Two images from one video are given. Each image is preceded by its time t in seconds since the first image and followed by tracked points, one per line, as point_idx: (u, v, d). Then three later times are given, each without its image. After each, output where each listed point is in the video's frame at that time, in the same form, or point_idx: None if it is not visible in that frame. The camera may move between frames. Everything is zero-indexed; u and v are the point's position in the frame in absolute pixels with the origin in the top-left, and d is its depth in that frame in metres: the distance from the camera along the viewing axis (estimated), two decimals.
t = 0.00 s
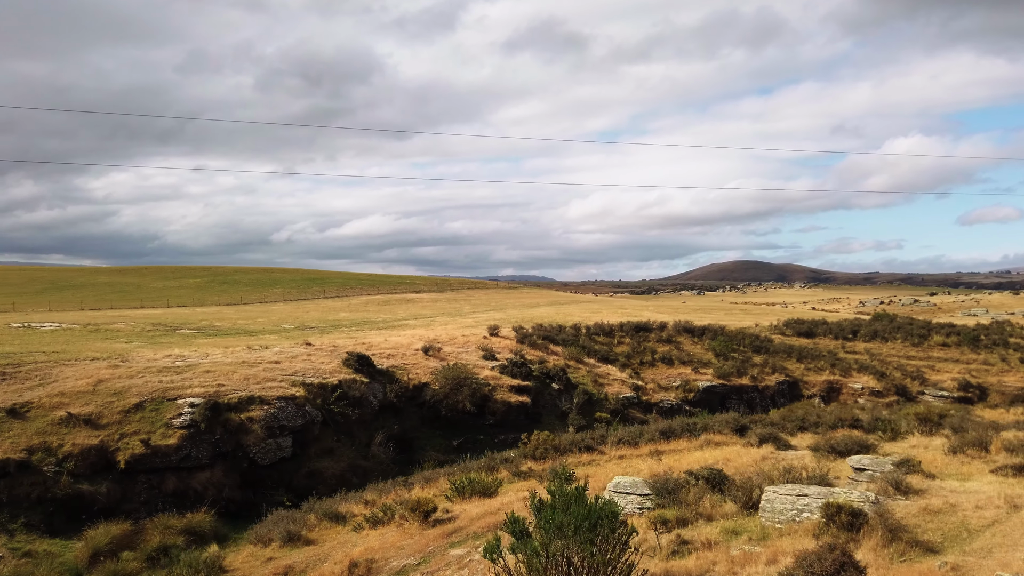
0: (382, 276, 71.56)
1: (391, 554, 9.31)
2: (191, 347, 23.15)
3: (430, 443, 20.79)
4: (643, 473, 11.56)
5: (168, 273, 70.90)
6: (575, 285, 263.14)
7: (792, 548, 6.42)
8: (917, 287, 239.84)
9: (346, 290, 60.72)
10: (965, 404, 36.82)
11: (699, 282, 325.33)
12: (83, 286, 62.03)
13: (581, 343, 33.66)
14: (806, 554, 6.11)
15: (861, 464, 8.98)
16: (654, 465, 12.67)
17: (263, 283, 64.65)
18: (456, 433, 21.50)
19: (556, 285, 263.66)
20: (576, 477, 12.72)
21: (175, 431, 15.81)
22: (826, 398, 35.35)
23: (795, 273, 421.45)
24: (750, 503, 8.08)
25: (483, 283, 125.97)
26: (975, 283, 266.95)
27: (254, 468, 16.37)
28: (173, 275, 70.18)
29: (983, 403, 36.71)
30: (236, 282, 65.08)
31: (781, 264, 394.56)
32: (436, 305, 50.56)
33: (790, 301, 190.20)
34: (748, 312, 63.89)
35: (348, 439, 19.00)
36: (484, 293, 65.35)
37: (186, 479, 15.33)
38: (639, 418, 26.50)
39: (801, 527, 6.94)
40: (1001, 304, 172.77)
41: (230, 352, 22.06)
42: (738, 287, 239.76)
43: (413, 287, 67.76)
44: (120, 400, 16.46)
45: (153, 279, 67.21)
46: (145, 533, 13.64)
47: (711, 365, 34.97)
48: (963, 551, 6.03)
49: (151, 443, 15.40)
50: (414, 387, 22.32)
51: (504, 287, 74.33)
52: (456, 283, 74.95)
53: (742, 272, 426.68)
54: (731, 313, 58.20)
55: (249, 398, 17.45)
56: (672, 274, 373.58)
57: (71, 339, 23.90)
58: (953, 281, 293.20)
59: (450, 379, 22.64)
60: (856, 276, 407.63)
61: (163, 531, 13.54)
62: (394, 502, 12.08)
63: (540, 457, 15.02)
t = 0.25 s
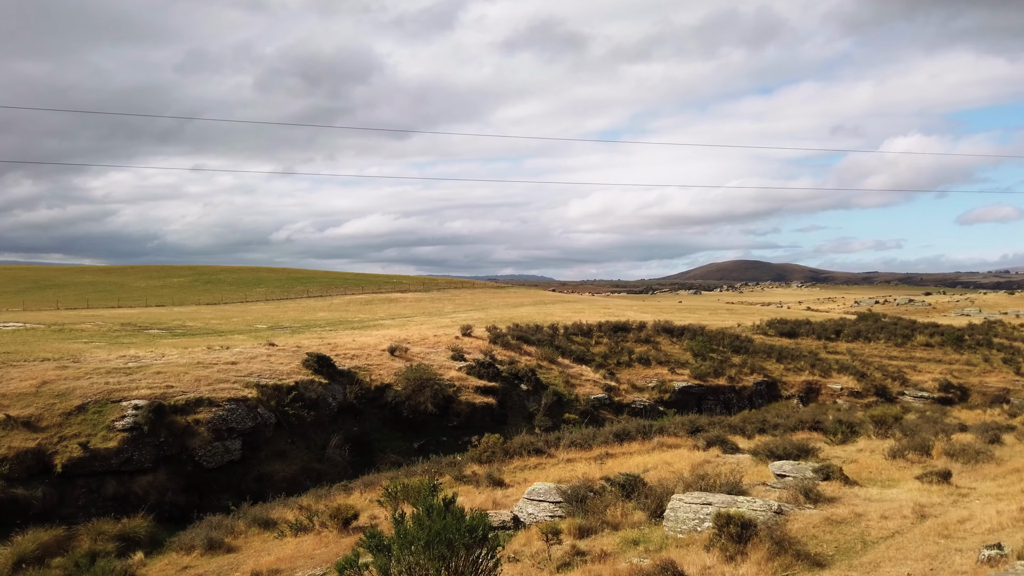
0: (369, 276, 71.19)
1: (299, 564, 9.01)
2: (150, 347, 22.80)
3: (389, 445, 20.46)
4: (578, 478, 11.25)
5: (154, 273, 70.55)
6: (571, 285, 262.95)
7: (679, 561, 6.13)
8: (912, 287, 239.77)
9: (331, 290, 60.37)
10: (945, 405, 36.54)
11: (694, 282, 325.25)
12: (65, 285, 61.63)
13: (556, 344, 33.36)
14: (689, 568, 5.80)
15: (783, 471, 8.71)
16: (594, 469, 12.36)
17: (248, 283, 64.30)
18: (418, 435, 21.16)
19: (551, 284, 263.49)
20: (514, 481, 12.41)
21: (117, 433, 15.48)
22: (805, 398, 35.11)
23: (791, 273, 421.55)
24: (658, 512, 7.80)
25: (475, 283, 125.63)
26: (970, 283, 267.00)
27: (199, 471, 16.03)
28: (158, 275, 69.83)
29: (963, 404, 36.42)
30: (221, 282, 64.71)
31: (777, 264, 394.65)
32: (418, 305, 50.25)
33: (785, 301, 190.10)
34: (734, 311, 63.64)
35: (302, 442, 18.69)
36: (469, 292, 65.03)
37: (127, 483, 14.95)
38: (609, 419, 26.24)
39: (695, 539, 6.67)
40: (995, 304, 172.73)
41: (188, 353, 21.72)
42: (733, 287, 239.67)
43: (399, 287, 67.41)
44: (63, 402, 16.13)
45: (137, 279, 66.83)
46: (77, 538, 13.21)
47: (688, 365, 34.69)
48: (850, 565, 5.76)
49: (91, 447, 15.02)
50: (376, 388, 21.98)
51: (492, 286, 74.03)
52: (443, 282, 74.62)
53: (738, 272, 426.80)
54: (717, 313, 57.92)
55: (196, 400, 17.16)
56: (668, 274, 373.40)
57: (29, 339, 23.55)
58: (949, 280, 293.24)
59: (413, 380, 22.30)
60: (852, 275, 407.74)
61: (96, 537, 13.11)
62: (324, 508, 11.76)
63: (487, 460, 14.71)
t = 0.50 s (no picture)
0: (354, 274, 70.85)
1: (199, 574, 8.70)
2: (106, 346, 22.46)
3: (346, 447, 20.14)
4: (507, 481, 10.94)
5: (138, 272, 70.11)
6: (565, 283, 262.86)
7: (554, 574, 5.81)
8: (906, 286, 240.13)
9: (314, 289, 60.02)
10: (923, 405, 36.35)
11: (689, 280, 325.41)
12: (46, 283, 61.25)
13: (530, 343, 33.10)
14: None
15: (697, 477, 8.44)
16: (529, 472, 12.08)
17: (231, 281, 63.95)
18: (376, 436, 20.84)
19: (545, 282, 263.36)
20: (448, 485, 12.12)
21: (54, 434, 15.09)
22: (781, 398, 34.93)
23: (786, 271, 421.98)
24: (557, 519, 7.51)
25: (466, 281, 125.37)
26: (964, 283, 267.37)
27: (140, 473, 15.68)
28: (142, 274, 69.44)
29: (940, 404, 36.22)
30: (204, 280, 64.35)
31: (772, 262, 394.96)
32: (399, 303, 49.99)
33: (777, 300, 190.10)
34: (720, 310, 63.48)
35: (253, 443, 18.36)
36: (454, 291, 64.79)
37: (64, 486, 14.53)
38: (578, 420, 26.09)
39: (578, 549, 6.38)
40: (987, 303, 172.90)
41: (143, 352, 21.38)
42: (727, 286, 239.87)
43: (384, 285, 67.09)
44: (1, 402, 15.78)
45: (119, 277, 66.43)
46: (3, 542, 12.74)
47: (664, 364, 34.46)
48: None
49: (25, 447, 14.58)
50: (335, 388, 21.67)
51: (478, 284, 73.77)
52: (429, 280, 74.35)
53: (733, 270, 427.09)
54: (701, 311, 57.68)
55: (140, 401, 16.86)
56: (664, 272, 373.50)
57: None
58: (943, 279, 293.57)
59: (373, 379, 21.98)
60: (847, 274, 408.17)
61: (21, 541, 12.64)
62: (249, 513, 11.44)
63: (429, 462, 14.41)
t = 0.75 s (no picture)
0: (339, 273, 70.45)
1: None
2: (61, 345, 22.12)
3: (301, 448, 19.81)
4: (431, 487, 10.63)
5: (121, 271, 69.65)
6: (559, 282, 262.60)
7: None
8: (900, 285, 240.38)
9: (296, 287, 59.64)
10: (901, 405, 36.11)
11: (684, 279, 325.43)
12: (26, 281, 60.75)
13: (503, 343, 32.81)
14: None
15: (606, 484, 8.18)
16: (461, 476, 11.79)
17: (213, 279, 63.50)
18: (333, 437, 20.51)
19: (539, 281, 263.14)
20: (377, 489, 11.81)
21: None
22: (758, 398, 34.72)
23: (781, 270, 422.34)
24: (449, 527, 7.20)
25: (457, 280, 125.12)
26: (957, 282, 267.75)
27: (78, 476, 15.31)
28: (126, 272, 68.98)
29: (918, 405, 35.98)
30: (186, 279, 63.91)
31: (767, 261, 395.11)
32: (379, 302, 49.65)
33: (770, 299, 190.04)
34: (704, 309, 63.25)
35: (202, 445, 18.04)
36: (438, 289, 64.45)
37: None
38: (545, 420, 25.77)
39: (450, 564, 6.09)
40: (979, 303, 173.04)
41: (96, 351, 21.03)
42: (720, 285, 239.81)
43: (368, 283, 66.72)
44: None
45: (101, 276, 65.94)
46: None
47: (639, 364, 34.20)
48: None
49: None
50: (293, 389, 21.34)
51: (464, 283, 73.43)
52: (415, 278, 74.01)
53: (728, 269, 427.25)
54: (685, 311, 57.40)
55: (82, 402, 16.56)
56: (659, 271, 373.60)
57: None
58: (936, 279, 293.93)
59: (331, 380, 21.65)
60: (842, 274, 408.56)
61: None
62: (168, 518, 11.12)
63: (370, 464, 14.11)
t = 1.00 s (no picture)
0: (324, 274, 70.14)
1: None
2: (14, 349, 21.78)
3: (255, 453, 19.46)
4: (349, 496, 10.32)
5: (104, 272, 69.26)
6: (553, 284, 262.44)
7: None
8: (893, 287, 240.67)
9: (278, 289, 59.31)
10: (878, 408, 35.85)
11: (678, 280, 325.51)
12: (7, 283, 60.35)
13: (476, 346, 32.52)
14: None
15: (507, 494, 7.90)
16: (389, 484, 11.49)
17: (196, 281, 63.12)
18: (289, 442, 20.16)
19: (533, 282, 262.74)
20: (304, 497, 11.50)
21: None
22: (733, 402, 34.50)
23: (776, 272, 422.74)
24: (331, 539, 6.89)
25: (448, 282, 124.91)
26: (950, 284, 268.16)
27: (14, 483, 14.92)
28: (109, 274, 68.62)
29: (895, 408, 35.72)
30: (168, 280, 63.55)
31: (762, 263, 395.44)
32: (359, 304, 49.33)
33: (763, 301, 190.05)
34: (689, 311, 63.03)
35: (149, 450, 17.69)
36: (423, 291, 64.11)
37: None
38: (512, 424, 25.46)
39: None
40: (971, 304, 173.15)
41: (48, 355, 20.71)
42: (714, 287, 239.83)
43: (352, 285, 66.40)
44: None
45: (84, 277, 65.56)
46: None
47: (613, 367, 33.93)
48: None
49: None
50: (249, 393, 21.01)
51: (450, 284, 73.13)
52: (400, 280, 73.68)
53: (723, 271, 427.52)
54: (669, 312, 57.19)
55: (22, 407, 16.26)
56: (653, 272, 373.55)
57: None
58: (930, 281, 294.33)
59: (289, 383, 21.32)
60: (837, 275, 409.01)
61: None
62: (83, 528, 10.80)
63: (308, 470, 13.78)
